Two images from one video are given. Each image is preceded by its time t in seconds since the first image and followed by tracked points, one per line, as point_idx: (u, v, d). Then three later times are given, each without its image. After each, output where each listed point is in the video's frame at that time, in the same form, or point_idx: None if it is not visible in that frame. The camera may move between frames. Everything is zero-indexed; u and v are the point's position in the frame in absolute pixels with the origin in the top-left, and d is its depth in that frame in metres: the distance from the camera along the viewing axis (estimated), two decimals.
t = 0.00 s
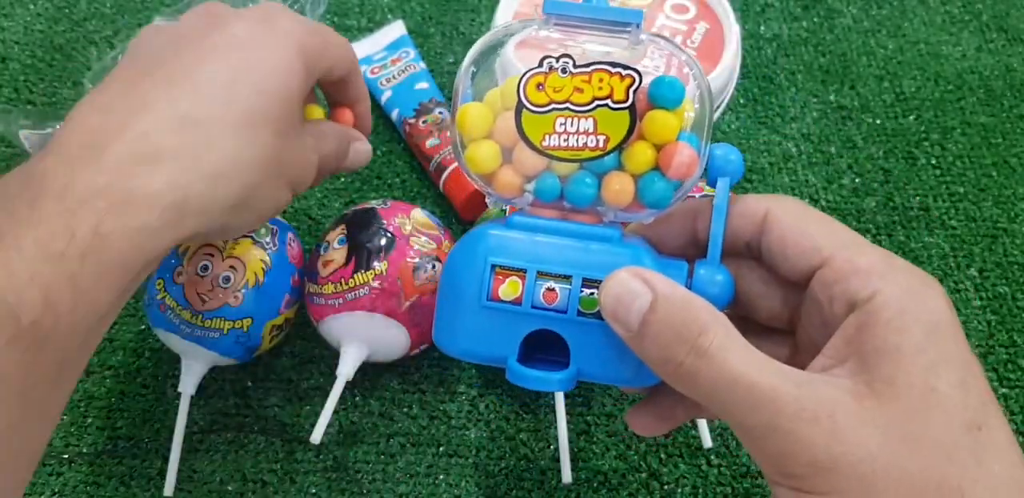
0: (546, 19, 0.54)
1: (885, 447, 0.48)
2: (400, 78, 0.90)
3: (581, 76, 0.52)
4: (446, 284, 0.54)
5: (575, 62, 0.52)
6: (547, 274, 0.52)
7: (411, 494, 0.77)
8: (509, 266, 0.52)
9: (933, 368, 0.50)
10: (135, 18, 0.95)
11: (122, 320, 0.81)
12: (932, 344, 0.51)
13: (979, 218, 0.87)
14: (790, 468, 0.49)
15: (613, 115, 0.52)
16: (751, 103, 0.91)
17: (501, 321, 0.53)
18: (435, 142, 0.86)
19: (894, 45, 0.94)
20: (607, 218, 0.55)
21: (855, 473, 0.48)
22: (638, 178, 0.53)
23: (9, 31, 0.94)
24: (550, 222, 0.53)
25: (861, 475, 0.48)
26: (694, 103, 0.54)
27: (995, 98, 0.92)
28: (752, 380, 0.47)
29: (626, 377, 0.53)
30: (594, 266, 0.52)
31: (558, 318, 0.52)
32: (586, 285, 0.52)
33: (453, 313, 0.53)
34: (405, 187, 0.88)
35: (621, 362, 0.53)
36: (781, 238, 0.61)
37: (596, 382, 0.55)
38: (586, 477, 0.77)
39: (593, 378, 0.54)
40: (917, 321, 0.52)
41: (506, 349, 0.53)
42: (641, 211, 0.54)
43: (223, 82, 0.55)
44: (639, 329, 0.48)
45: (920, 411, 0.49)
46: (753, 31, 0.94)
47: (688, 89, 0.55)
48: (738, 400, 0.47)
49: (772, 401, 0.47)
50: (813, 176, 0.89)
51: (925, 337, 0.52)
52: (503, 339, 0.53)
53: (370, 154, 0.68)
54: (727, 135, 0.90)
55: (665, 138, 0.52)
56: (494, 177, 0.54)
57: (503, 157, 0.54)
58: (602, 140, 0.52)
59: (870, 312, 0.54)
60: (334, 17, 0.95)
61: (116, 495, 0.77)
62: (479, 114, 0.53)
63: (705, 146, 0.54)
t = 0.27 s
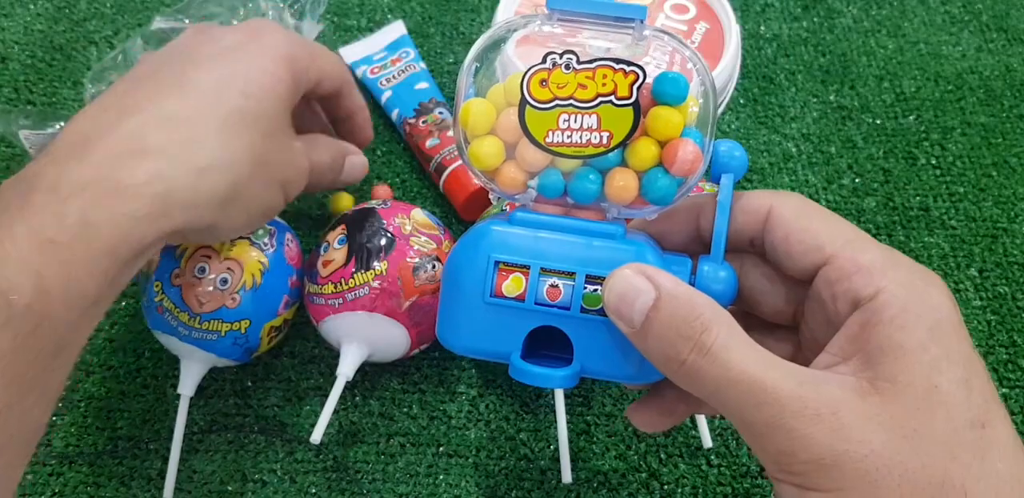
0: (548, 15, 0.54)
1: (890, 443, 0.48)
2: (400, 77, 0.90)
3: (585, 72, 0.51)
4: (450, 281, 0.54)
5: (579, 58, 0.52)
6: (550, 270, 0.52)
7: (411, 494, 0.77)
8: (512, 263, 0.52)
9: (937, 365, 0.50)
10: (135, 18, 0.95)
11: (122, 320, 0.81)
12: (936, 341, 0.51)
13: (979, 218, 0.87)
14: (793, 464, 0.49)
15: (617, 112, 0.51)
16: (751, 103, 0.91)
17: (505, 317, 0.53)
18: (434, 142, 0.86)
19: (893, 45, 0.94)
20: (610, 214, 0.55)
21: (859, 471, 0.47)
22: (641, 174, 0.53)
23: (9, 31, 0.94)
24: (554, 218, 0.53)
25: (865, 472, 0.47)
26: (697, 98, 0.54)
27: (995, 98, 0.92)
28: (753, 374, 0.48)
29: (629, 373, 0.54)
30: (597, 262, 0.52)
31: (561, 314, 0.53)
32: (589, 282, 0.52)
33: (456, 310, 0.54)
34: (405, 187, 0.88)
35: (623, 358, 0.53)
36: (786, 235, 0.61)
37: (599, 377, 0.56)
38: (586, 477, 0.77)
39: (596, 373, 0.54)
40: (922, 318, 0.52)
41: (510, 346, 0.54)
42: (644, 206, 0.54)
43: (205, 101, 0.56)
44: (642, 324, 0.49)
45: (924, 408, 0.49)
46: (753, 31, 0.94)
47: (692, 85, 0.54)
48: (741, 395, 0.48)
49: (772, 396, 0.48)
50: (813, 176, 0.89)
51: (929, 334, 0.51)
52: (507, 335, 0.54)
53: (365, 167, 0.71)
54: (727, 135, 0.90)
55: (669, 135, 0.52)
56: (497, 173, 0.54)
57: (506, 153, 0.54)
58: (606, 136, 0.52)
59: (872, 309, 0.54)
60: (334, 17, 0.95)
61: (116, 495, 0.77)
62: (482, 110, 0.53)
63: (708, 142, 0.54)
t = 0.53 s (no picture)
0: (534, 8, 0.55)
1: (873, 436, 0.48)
2: (400, 77, 0.90)
3: (569, 66, 0.51)
4: (434, 273, 0.54)
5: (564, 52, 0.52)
6: (533, 263, 0.51)
7: (412, 494, 0.77)
8: (495, 255, 0.52)
9: (920, 358, 0.50)
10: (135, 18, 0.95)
11: (122, 320, 0.82)
12: (918, 333, 0.51)
13: (979, 218, 0.87)
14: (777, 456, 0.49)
15: (601, 105, 0.51)
16: (751, 103, 0.91)
17: (488, 310, 0.52)
18: (435, 142, 0.86)
19: (894, 45, 0.94)
20: (594, 208, 0.54)
21: (842, 462, 0.48)
22: (625, 168, 0.53)
23: (9, 31, 0.94)
24: (538, 211, 0.53)
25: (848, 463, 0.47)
26: (682, 93, 0.54)
27: (995, 98, 0.92)
28: (737, 366, 0.47)
29: (613, 365, 0.53)
30: (580, 255, 0.51)
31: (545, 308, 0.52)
32: (573, 275, 0.51)
33: (440, 303, 0.53)
34: (405, 187, 0.88)
35: (608, 351, 0.52)
36: (769, 230, 0.61)
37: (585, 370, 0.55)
38: (586, 477, 0.78)
39: (581, 366, 0.53)
40: (905, 310, 0.52)
41: (493, 339, 0.53)
42: (629, 201, 0.54)
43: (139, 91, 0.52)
44: (626, 319, 0.47)
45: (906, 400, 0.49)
46: (753, 31, 0.94)
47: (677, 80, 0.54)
48: (725, 387, 0.47)
49: (756, 389, 0.47)
50: (812, 176, 0.89)
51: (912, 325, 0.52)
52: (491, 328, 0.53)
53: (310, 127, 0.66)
54: (727, 135, 0.90)
55: (653, 128, 0.52)
56: (481, 166, 0.54)
57: (490, 147, 0.54)
58: (590, 129, 0.51)
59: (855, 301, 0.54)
60: (334, 17, 0.95)
61: (116, 495, 0.77)
62: (467, 103, 0.53)
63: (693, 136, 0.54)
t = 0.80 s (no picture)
0: None
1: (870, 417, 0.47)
2: (400, 77, 0.90)
3: (563, 51, 0.51)
4: (425, 261, 0.53)
5: (558, 37, 0.52)
6: (526, 250, 0.51)
7: (411, 494, 0.77)
8: (488, 243, 0.51)
9: (915, 344, 0.50)
10: (135, 18, 0.95)
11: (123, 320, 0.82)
12: (912, 320, 0.51)
13: (979, 218, 0.87)
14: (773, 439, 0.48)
15: (595, 91, 0.51)
16: (751, 103, 0.91)
17: (480, 298, 0.52)
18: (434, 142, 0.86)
19: (893, 45, 0.94)
20: (587, 195, 0.54)
21: (839, 446, 0.47)
22: (618, 154, 0.53)
23: (9, 31, 0.94)
24: (530, 197, 0.53)
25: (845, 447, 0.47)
26: (675, 81, 0.54)
27: (995, 98, 0.92)
28: (734, 351, 0.47)
29: (607, 353, 0.52)
30: (574, 242, 0.51)
31: (537, 296, 0.51)
32: (566, 262, 0.51)
33: (430, 291, 0.52)
34: (405, 188, 0.88)
35: (601, 339, 0.52)
36: (760, 219, 0.61)
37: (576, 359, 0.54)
38: (586, 477, 0.77)
39: (572, 355, 0.53)
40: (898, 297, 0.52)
41: (484, 327, 0.52)
42: (621, 188, 0.54)
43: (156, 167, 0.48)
44: (622, 305, 0.47)
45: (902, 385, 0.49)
46: (753, 31, 0.95)
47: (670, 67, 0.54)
48: (721, 372, 0.47)
49: (752, 372, 0.47)
50: (813, 176, 0.89)
51: (905, 312, 0.52)
52: (482, 316, 0.52)
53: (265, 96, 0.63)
54: (727, 135, 0.90)
55: (646, 115, 0.52)
56: (473, 152, 0.54)
57: (483, 132, 0.53)
58: (584, 115, 0.51)
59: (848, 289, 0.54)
60: (334, 17, 0.96)
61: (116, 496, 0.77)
62: (459, 89, 0.52)
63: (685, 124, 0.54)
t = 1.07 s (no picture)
0: None
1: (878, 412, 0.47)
2: (400, 77, 0.90)
3: (560, 37, 0.49)
4: (412, 252, 0.50)
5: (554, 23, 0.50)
6: (520, 242, 0.48)
7: (411, 493, 0.77)
8: (480, 233, 0.48)
9: (920, 338, 0.50)
10: (135, 17, 0.95)
11: (122, 321, 0.82)
12: (916, 313, 0.51)
13: (979, 218, 0.87)
14: (780, 437, 0.48)
15: (592, 78, 0.49)
16: (751, 103, 0.91)
17: (471, 292, 0.49)
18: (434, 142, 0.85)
19: (893, 45, 0.94)
20: (580, 185, 0.53)
21: (848, 443, 0.46)
22: (613, 144, 0.51)
23: (9, 31, 0.94)
24: (524, 187, 0.50)
25: (854, 444, 0.46)
26: (671, 72, 0.52)
27: (995, 98, 0.92)
28: (740, 344, 0.46)
29: (602, 348, 0.50)
30: (569, 233, 0.48)
31: (531, 289, 0.48)
32: (562, 253, 0.48)
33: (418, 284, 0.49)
34: (405, 188, 0.88)
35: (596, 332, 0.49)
36: (755, 214, 0.61)
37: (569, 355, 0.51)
38: (586, 477, 0.77)
39: (567, 350, 0.50)
40: (901, 292, 0.52)
41: (476, 321, 0.49)
42: (615, 179, 0.52)
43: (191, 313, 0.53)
44: (623, 300, 0.46)
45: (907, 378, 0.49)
46: (753, 31, 0.95)
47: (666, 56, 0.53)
48: (727, 365, 0.47)
49: (759, 365, 0.46)
50: (813, 176, 0.89)
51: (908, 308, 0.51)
52: (473, 309, 0.49)
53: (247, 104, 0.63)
54: (726, 135, 0.90)
55: (643, 106, 0.50)
56: (464, 141, 0.52)
57: (475, 121, 0.52)
58: (580, 104, 0.50)
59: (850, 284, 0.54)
60: (334, 17, 0.96)
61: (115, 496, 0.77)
62: (450, 75, 0.51)
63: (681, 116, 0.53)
